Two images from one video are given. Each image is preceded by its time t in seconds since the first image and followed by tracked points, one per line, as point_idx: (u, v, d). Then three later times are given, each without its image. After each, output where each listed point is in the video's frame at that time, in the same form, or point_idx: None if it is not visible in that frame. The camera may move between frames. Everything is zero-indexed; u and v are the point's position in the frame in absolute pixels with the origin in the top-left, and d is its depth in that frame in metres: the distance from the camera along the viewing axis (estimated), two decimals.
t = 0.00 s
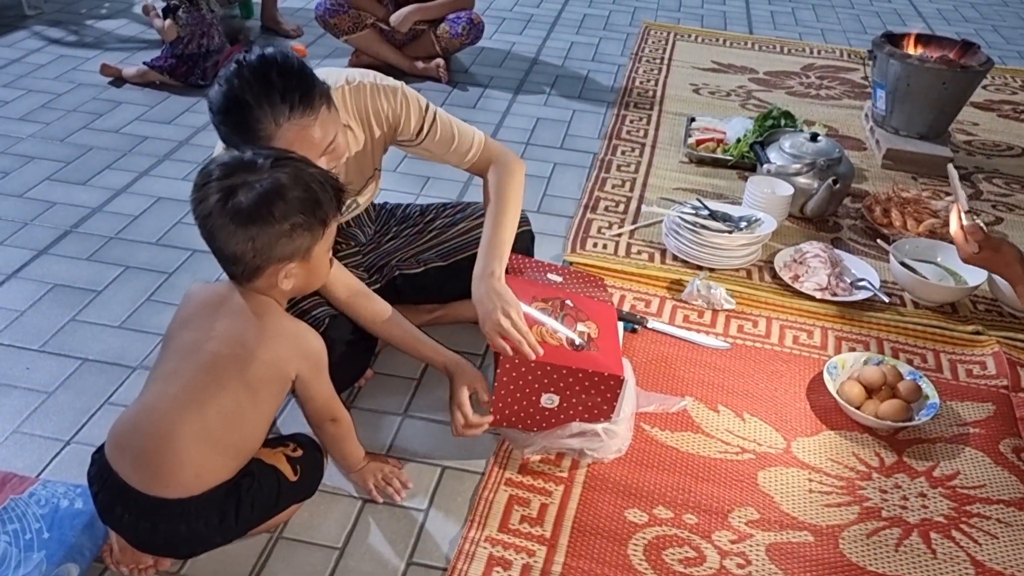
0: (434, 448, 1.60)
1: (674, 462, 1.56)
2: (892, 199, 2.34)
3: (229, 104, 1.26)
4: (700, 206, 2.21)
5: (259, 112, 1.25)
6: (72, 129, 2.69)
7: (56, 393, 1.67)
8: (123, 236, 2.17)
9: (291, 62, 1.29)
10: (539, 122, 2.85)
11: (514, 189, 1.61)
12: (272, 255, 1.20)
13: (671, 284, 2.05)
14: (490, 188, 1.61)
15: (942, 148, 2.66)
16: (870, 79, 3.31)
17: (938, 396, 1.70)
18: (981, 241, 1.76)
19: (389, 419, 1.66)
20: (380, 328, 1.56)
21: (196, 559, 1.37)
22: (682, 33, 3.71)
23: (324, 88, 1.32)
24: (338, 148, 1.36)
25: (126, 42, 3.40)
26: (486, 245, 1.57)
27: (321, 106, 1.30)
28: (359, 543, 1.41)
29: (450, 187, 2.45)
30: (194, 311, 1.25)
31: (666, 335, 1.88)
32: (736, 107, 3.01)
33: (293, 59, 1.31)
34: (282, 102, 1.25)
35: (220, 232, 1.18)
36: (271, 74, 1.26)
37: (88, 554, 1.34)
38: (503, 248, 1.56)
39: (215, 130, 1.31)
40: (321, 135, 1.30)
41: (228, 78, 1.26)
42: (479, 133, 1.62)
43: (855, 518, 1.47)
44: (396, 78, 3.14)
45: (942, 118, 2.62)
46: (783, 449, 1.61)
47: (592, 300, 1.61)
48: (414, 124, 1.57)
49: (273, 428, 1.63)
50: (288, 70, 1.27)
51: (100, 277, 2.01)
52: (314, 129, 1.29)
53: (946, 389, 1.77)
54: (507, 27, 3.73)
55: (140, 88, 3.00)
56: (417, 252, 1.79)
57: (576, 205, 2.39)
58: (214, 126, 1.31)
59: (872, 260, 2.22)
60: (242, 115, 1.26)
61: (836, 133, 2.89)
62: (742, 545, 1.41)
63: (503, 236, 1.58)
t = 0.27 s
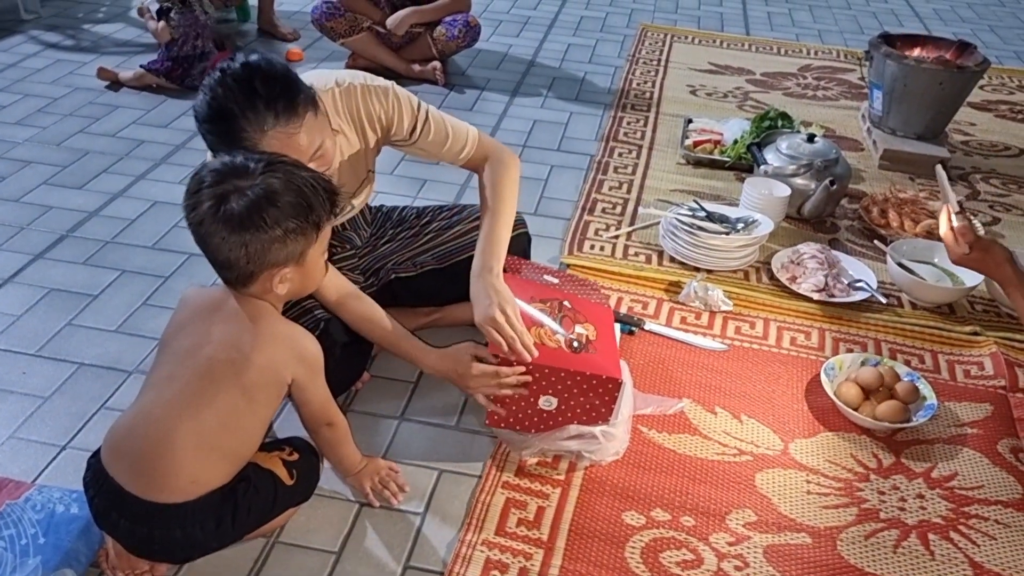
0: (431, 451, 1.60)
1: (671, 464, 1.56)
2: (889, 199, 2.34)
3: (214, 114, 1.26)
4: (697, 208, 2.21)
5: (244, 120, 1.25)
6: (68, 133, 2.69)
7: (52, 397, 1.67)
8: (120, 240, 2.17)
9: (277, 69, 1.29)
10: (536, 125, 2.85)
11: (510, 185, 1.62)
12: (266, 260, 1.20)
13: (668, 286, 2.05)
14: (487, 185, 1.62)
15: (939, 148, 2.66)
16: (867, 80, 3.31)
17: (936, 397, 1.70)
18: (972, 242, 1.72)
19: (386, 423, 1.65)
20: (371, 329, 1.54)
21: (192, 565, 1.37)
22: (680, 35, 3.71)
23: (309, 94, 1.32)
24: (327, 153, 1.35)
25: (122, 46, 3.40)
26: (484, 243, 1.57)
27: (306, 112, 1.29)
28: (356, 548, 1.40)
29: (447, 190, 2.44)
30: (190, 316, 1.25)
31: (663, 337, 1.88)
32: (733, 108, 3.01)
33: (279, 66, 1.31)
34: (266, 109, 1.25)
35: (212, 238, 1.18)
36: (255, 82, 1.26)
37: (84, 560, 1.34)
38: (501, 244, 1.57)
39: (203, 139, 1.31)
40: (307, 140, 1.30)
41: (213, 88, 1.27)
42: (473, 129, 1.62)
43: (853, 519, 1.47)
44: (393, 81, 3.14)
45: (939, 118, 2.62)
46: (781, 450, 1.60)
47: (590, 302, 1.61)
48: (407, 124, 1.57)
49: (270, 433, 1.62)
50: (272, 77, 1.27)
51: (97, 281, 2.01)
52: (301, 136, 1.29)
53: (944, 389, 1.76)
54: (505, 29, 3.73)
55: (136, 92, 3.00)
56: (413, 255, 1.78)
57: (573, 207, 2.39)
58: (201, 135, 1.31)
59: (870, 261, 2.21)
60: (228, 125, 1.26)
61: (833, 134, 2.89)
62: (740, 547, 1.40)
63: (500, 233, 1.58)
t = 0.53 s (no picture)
0: (426, 454, 1.59)
1: (667, 466, 1.56)
2: (882, 200, 2.35)
3: (202, 119, 1.27)
4: (692, 210, 2.21)
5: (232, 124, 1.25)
6: (62, 138, 2.68)
7: (46, 403, 1.66)
8: (113, 245, 2.16)
9: (265, 72, 1.29)
10: (531, 127, 2.85)
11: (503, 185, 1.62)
12: (260, 264, 1.20)
13: (663, 288, 2.05)
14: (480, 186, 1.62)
15: (932, 149, 2.66)
16: (860, 81, 3.32)
17: (930, 398, 1.70)
18: (964, 244, 1.73)
19: (381, 426, 1.65)
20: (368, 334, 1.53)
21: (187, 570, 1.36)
22: (673, 37, 3.71)
23: (297, 97, 1.31)
24: (316, 157, 1.35)
25: (116, 50, 3.40)
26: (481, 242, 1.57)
27: (293, 115, 1.29)
28: (351, 552, 1.40)
29: (441, 193, 2.44)
30: (183, 321, 1.25)
31: (658, 338, 1.88)
32: (727, 110, 3.02)
33: (267, 69, 1.30)
34: (253, 114, 1.25)
35: (204, 242, 1.18)
36: (242, 87, 1.25)
37: (78, 566, 1.33)
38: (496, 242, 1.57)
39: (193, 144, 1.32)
40: (296, 144, 1.30)
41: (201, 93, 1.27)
42: (465, 133, 1.63)
43: (849, 519, 1.47)
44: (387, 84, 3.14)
45: (932, 119, 2.63)
46: (776, 451, 1.61)
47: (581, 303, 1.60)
48: (400, 125, 1.57)
49: (265, 437, 1.62)
50: (259, 81, 1.27)
51: (90, 286, 2.00)
52: (289, 139, 1.29)
53: (938, 389, 1.77)
54: (499, 32, 3.74)
55: (130, 96, 3.00)
56: (407, 258, 1.77)
57: (568, 209, 2.39)
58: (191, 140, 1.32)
59: (864, 262, 2.22)
60: (215, 130, 1.26)
61: (827, 135, 2.90)
62: (736, 549, 1.40)
63: (497, 231, 1.59)
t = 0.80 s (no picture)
0: (425, 455, 1.59)
1: (666, 465, 1.55)
2: (879, 198, 2.35)
3: (202, 129, 1.27)
4: (689, 209, 2.21)
5: (231, 137, 1.25)
6: (57, 140, 2.67)
7: (43, 406, 1.65)
8: (110, 247, 2.16)
9: (265, 85, 1.28)
10: (527, 128, 2.85)
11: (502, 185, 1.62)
12: (256, 264, 1.19)
13: (660, 287, 2.05)
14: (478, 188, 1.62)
15: (929, 147, 2.66)
16: (856, 80, 3.32)
17: (928, 395, 1.70)
18: (965, 241, 1.72)
19: (379, 427, 1.64)
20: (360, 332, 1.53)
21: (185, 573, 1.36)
22: (669, 37, 3.71)
23: (297, 110, 1.31)
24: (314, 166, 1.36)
25: (111, 53, 3.39)
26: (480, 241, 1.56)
27: (292, 133, 1.29)
28: (350, 553, 1.40)
29: (438, 194, 2.44)
30: (179, 323, 1.25)
31: (656, 338, 1.88)
32: (724, 110, 3.01)
33: (267, 81, 1.29)
34: (253, 132, 1.25)
35: (200, 245, 1.17)
36: (242, 102, 1.25)
37: (75, 570, 1.32)
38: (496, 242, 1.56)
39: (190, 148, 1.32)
40: (296, 159, 1.32)
41: (203, 104, 1.27)
42: (462, 137, 1.63)
43: (849, 518, 1.46)
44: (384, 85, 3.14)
45: (929, 117, 2.63)
46: (775, 450, 1.60)
47: (580, 304, 1.60)
48: (397, 127, 1.57)
49: (262, 439, 1.61)
50: (260, 97, 1.26)
51: (87, 289, 2.00)
52: (290, 156, 1.30)
53: (937, 387, 1.77)
54: (495, 33, 3.73)
55: (126, 99, 2.99)
56: (404, 259, 1.77)
57: (565, 209, 2.38)
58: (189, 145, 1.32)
59: (862, 260, 2.21)
60: (214, 143, 1.27)
61: (823, 134, 2.90)
62: (736, 548, 1.40)
63: (496, 230, 1.58)
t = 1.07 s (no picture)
0: (423, 456, 1.58)
1: (666, 466, 1.55)
2: (879, 198, 2.35)
3: (201, 142, 1.27)
4: (688, 209, 2.20)
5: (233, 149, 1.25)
6: (54, 142, 2.67)
7: (40, 408, 1.64)
8: (107, 249, 2.15)
9: (267, 98, 1.28)
10: (526, 128, 2.85)
11: (497, 197, 1.61)
12: (252, 264, 1.18)
13: (660, 288, 2.04)
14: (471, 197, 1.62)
15: (928, 147, 2.66)
16: (855, 80, 3.32)
17: (928, 395, 1.69)
18: (971, 238, 1.72)
19: (377, 429, 1.63)
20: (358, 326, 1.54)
21: None
22: (668, 37, 3.71)
23: (300, 124, 1.30)
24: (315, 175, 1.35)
25: (108, 54, 3.38)
26: (471, 255, 1.56)
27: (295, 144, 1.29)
28: (349, 555, 1.39)
29: (436, 195, 2.43)
30: (176, 324, 1.24)
31: (655, 338, 1.87)
32: (722, 109, 3.01)
33: (269, 94, 1.29)
34: (256, 144, 1.24)
35: (196, 245, 1.17)
36: (243, 116, 1.25)
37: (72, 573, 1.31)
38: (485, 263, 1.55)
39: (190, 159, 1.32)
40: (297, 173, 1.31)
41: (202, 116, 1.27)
42: (457, 143, 1.62)
43: (849, 519, 1.46)
44: (382, 86, 3.13)
45: (928, 117, 2.63)
46: (775, 450, 1.60)
47: (576, 310, 1.59)
48: (393, 132, 1.56)
49: (260, 441, 1.60)
50: (262, 110, 1.26)
51: (84, 290, 1.99)
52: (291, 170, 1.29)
53: (937, 387, 1.76)
54: (493, 33, 3.73)
55: (123, 100, 2.98)
56: (402, 260, 1.76)
57: (564, 210, 2.38)
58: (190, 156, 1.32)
59: (862, 260, 2.21)
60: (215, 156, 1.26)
61: (823, 134, 2.89)
62: (736, 549, 1.39)
63: (489, 241, 1.58)
